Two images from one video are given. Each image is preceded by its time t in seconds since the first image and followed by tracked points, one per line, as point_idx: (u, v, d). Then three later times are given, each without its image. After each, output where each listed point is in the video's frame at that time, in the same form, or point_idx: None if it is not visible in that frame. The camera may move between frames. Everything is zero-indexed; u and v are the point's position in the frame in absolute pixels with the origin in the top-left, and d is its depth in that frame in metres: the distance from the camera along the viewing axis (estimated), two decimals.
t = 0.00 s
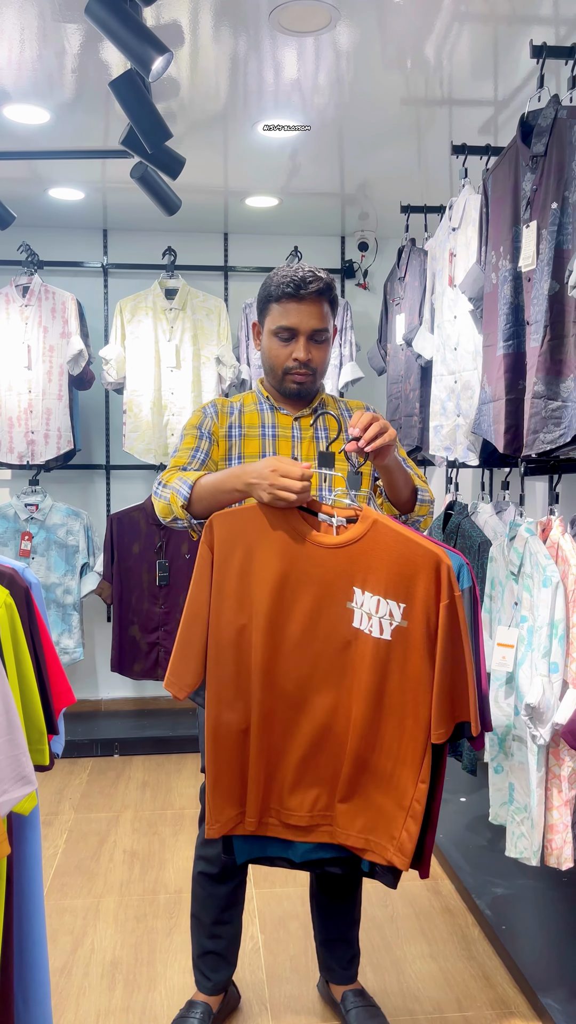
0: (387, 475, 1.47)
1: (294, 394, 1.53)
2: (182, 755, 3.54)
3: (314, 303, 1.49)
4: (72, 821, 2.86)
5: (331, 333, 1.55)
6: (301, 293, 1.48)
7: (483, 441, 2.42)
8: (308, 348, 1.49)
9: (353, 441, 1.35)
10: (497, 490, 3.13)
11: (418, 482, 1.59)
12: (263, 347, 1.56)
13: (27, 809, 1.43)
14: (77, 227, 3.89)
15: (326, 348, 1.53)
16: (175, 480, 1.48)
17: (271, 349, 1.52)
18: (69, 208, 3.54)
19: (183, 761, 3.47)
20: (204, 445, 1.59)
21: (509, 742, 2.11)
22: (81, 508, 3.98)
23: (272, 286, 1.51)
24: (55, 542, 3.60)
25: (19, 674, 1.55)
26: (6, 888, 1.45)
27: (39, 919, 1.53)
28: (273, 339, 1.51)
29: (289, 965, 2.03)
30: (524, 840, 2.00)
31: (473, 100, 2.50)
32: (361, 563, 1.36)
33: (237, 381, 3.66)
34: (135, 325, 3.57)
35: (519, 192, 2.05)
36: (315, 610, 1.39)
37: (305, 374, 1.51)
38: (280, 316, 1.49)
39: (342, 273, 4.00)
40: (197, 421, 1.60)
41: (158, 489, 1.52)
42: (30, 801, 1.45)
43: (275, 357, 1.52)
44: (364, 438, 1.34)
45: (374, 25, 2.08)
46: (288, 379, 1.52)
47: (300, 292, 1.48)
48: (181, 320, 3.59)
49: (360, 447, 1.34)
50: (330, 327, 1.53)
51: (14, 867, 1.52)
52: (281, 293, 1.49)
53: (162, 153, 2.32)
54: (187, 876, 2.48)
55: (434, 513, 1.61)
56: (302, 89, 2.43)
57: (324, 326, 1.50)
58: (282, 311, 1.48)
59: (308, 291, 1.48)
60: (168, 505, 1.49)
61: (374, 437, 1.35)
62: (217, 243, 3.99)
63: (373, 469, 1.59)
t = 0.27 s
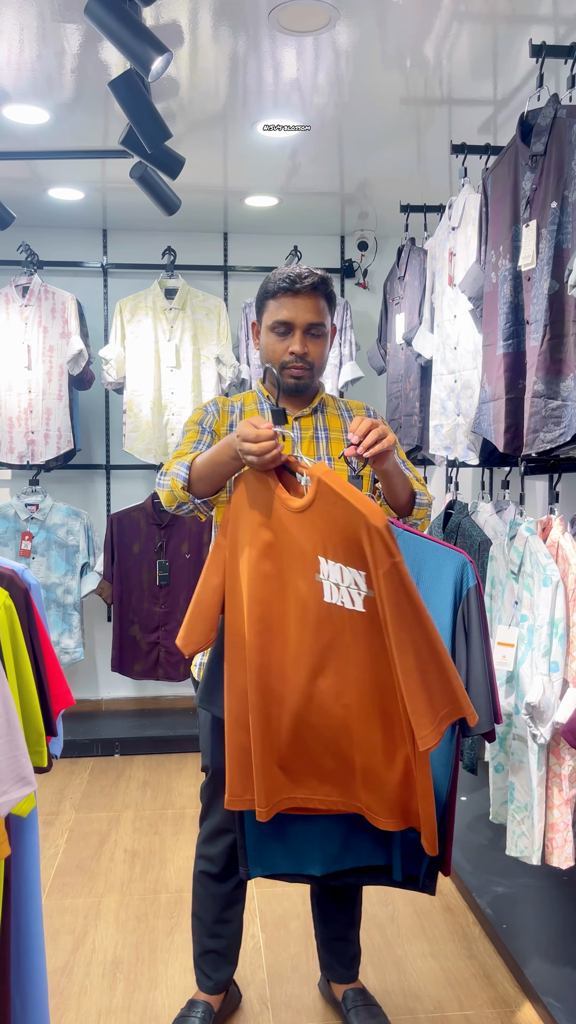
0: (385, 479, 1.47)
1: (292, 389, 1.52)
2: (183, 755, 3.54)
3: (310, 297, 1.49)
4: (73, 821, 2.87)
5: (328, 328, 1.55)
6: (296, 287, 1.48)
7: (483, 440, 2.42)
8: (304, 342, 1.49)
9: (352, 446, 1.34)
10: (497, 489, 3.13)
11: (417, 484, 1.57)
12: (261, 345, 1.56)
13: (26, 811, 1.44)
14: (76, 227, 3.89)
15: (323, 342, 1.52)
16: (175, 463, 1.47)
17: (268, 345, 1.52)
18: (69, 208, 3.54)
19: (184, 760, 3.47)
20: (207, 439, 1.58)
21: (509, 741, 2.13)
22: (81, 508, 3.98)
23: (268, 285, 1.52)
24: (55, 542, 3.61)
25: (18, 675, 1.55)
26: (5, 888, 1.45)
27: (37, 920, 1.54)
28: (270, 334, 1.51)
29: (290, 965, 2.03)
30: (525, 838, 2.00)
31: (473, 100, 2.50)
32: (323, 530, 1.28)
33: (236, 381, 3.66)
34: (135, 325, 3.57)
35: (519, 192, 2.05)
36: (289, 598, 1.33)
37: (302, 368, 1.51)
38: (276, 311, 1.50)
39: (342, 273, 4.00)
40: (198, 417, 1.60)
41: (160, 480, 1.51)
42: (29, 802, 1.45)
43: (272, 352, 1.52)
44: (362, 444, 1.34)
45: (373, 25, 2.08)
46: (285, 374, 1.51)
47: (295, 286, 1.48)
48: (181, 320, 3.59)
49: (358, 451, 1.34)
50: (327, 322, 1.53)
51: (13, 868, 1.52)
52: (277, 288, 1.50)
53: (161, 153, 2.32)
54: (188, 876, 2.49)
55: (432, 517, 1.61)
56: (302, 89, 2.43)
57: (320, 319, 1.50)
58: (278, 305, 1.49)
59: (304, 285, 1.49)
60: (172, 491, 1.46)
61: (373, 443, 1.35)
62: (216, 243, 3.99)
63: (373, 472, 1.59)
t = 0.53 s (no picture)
0: (387, 480, 1.47)
1: (292, 380, 1.49)
2: (184, 754, 3.54)
3: (308, 289, 1.50)
4: (74, 820, 2.87)
5: (329, 322, 1.55)
6: (295, 280, 1.50)
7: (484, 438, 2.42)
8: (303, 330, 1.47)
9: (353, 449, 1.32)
10: (498, 488, 3.13)
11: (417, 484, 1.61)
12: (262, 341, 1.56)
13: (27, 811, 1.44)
14: (77, 226, 3.89)
15: (324, 333, 1.51)
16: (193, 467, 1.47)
17: (268, 338, 1.52)
18: (69, 207, 3.55)
19: (185, 759, 3.48)
20: (216, 438, 1.57)
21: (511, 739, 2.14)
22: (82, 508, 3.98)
23: (269, 282, 1.53)
24: (56, 542, 3.61)
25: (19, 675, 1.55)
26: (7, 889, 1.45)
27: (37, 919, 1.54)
28: (271, 327, 1.51)
29: (292, 964, 2.03)
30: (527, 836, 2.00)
31: (473, 98, 2.50)
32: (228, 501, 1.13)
33: (237, 380, 3.66)
34: (136, 324, 3.57)
35: (520, 190, 2.05)
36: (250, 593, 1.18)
37: (303, 358, 1.48)
38: (276, 304, 1.50)
39: (342, 271, 4.00)
40: (205, 415, 1.60)
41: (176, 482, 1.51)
42: (30, 802, 1.45)
43: (273, 345, 1.51)
44: (364, 446, 1.32)
45: (373, 24, 2.09)
46: (285, 364, 1.48)
47: (293, 279, 1.50)
48: (181, 319, 3.59)
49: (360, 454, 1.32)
50: (327, 315, 1.53)
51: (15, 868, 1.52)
52: (276, 283, 1.52)
53: (162, 152, 2.32)
54: (190, 875, 2.49)
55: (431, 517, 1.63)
56: (302, 88, 2.43)
57: (320, 310, 1.51)
58: (277, 297, 1.49)
59: (302, 278, 1.51)
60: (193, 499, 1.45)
61: (376, 445, 1.33)
62: (217, 242, 3.99)
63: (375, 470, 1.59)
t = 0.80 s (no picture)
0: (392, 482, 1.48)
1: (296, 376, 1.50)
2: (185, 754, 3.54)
3: (311, 285, 1.50)
4: (76, 819, 2.87)
5: (331, 318, 1.55)
6: (297, 275, 1.50)
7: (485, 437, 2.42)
8: (306, 326, 1.48)
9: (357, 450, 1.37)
10: (499, 488, 3.14)
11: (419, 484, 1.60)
12: (265, 338, 1.56)
13: (31, 810, 1.43)
14: (77, 226, 3.89)
15: (326, 330, 1.52)
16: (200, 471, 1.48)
17: (271, 334, 1.52)
18: (69, 207, 3.54)
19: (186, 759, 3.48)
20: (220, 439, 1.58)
21: (513, 737, 2.14)
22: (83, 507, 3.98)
23: (271, 280, 1.54)
24: (57, 541, 3.61)
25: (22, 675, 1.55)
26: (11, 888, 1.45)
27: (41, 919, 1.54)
28: (274, 323, 1.52)
29: (294, 963, 2.03)
30: (528, 835, 1.99)
31: (474, 97, 2.49)
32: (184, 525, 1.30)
33: (238, 380, 3.66)
34: (136, 323, 3.57)
35: (521, 189, 2.05)
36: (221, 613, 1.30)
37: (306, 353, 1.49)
38: (279, 300, 1.51)
39: (343, 271, 4.00)
40: (209, 414, 1.61)
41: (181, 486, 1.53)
42: (33, 802, 1.44)
43: (276, 341, 1.52)
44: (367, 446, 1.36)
45: (374, 23, 2.09)
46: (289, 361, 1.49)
47: (295, 275, 1.50)
48: (182, 318, 3.59)
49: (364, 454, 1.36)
50: (329, 311, 1.53)
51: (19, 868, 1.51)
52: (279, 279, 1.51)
53: (162, 152, 2.32)
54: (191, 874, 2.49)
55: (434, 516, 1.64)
56: (303, 87, 2.43)
57: (322, 306, 1.51)
58: (280, 294, 1.50)
59: (304, 273, 1.50)
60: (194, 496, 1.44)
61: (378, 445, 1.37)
62: (217, 241, 3.99)
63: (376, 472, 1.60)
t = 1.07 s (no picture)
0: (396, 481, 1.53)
1: (298, 373, 1.50)
2: (186, 753, 3.54)
3: (312, 282, 1.50)
4: (76, 819, 2.87)
5: (332, 316, 1.55)
6: (299, 273, 1.50)
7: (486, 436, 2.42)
8: (308, 324, 1.48)
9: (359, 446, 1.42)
10: (501, 486, 3.13)
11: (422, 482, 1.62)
12: (266, 336, 1.56)
13: (35, 807, 1.43)
14: (78, 225, 3.89)
15: (328, 327, 1.52)
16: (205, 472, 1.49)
17: (272, 332, 1.52)
18: (70, 206, 3.54)
19: (187, 758, 3.48)
20: (222, 438, 1.59)
21: (514, 738, 2.15)
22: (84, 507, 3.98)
23: (272, 279, 1.54)
24: (58, 540, 3.61)
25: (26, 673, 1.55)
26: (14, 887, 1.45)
27: (47, 914, 1.54)
28: (275, 320, 1.51)
29: (295, 962, 2.03)
30: (530, 834, 1.99)
31: (475, 95, 2.49)
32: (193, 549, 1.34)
33: (239, 379, 3.66)
34: (137, 322, 3.57)
35: (522, 188, 2.05)
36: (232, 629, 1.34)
37: (308, 350, 1.49)
38: (281, 298, 1.50)
39: (344, 270, 4.00)
40: (211, 414, 1.61)
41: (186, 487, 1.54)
42: (37, 799, 1.45)
43: (277, 339, 1.52)
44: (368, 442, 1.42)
45: (375, 21, 2.08)
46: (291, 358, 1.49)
47: (297, 273, 1.50)
48: (183, 317, 3.59)
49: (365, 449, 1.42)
50: (331, 308, 1.53)
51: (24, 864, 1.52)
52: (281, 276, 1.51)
53: (163, 151, 2.32)
54: (193, 874, 2.49)
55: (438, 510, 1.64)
56: (303, 86, 2.43)
57: (324, 303, 1.51)
58: (281, 291, 1.50)
59: (306, 271, 1.50)
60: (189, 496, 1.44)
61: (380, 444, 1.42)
62: (218, 241, 3.99)
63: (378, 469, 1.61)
